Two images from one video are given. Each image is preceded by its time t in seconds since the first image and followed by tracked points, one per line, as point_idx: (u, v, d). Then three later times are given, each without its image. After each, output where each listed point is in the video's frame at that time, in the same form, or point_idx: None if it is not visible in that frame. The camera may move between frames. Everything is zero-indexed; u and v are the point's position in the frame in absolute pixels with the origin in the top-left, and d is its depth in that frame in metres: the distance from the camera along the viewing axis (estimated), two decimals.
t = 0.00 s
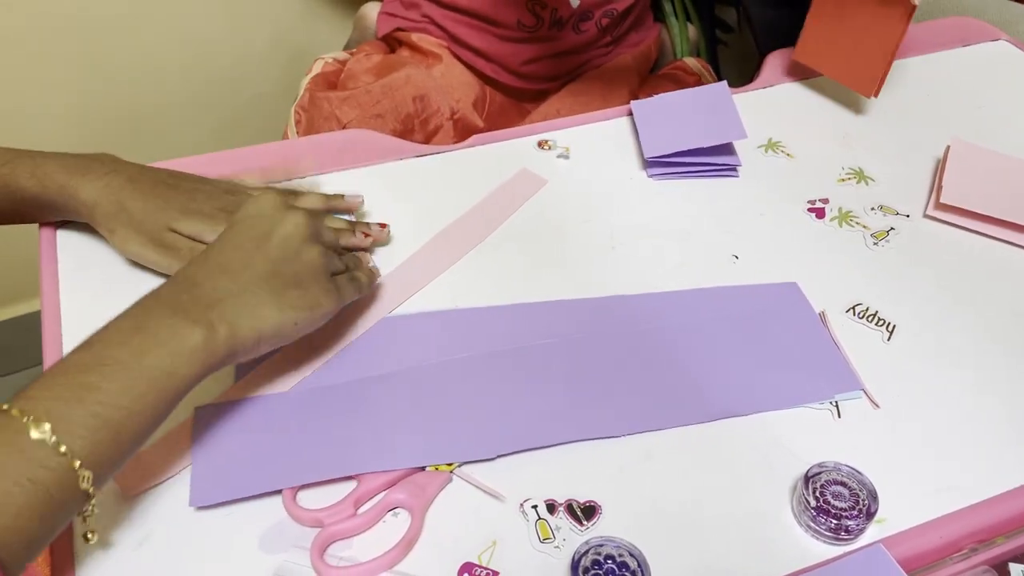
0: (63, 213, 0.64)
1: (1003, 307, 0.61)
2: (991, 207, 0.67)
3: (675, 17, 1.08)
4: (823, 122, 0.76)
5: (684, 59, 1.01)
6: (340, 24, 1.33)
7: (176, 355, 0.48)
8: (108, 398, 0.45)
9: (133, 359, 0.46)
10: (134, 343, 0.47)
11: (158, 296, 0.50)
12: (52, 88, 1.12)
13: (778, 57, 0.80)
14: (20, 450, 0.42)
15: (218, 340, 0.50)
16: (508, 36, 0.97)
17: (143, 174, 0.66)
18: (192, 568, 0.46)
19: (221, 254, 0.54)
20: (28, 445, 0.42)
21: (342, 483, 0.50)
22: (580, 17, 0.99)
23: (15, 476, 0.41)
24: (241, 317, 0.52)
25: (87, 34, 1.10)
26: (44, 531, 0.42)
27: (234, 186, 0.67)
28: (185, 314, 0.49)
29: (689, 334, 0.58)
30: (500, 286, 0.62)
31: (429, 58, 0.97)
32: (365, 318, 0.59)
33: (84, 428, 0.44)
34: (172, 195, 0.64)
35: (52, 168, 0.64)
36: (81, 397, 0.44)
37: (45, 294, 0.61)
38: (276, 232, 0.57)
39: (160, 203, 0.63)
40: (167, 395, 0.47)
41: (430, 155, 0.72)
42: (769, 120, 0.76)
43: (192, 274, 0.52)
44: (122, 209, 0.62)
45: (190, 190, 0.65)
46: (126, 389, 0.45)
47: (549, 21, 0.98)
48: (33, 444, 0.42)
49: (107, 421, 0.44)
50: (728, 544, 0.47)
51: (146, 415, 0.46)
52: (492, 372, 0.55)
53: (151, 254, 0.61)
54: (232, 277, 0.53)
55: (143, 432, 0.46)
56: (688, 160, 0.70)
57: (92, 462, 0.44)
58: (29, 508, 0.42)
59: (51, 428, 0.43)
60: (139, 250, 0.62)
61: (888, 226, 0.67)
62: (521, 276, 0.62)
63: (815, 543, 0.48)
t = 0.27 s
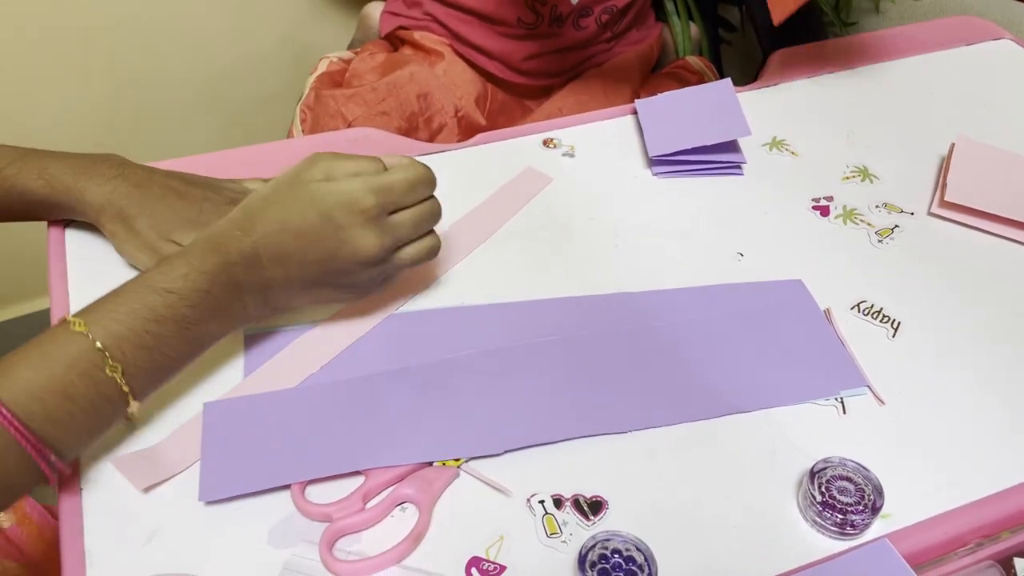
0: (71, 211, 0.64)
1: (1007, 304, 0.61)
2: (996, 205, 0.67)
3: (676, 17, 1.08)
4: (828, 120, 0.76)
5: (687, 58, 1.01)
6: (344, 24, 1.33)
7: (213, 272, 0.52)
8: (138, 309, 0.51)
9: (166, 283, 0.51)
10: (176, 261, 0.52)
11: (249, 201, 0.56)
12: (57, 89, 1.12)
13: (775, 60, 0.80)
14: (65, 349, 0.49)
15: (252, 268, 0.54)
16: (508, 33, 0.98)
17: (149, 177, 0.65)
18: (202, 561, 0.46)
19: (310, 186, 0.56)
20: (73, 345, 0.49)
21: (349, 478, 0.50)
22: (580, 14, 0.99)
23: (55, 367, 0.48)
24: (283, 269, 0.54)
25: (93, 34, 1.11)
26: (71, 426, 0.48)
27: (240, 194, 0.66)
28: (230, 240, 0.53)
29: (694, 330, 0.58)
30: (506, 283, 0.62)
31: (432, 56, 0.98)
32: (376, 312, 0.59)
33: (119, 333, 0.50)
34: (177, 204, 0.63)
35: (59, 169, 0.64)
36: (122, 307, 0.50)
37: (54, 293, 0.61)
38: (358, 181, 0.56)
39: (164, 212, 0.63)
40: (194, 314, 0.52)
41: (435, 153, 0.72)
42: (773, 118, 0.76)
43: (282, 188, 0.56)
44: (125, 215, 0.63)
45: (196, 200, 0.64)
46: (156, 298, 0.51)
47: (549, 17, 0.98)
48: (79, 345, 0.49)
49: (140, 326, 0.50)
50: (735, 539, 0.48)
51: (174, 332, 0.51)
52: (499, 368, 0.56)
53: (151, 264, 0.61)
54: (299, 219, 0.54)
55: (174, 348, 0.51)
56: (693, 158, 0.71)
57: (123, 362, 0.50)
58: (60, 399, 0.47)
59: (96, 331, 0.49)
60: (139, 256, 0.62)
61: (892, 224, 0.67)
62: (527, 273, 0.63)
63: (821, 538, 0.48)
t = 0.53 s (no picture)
0: (74, 209, 0.65)
1: (1006, 307, 0.62)
2: (994, 207, 0.67)
3: (677, 18, 1.08)
4: (827, 123, 0.76)
5: (688, 61, 1.02)
6: (346, 26, 1.34)
7: (243, 279, 0.56)
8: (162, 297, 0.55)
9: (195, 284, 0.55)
10: (208, 258, 0.57)
11: (284, 219, 0.57)
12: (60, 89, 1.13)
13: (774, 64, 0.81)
14: (94, 321, 0.54)
15: (278, 277, 0.58)
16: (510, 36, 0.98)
17: (156, 178, 0.66)
18: (205, 562, 0.47)
19: (340, 234, 0.58)
20: (100, 318, 0.54)
21: (351, 480, 0.50)
22: (582, 17, 1.00)
23: (80, 334, 0.53)
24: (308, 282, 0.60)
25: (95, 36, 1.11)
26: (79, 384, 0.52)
27: (244, 197, 0.66)
28: (261, 252, 0.57)
29: (694, 332, 0.59)
30: (507, 286, 0.62)
31: (434, 59, 0.98)
32: (378, 316, 0.60)
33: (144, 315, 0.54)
34: (183, 208, 0.64)
35: (67, 168, 0.65)
36: (153, 291, 0.55)
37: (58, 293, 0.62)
38: (388, 231, 0.59)
39: (169, 215, 0.63)
40: (221, 315, 0.57)
41: (436, 156, 0.73)
42: (773, 120, 0.76)
43: (315, 222, 0.58)
44: (130, 215, 0.63)
45: (201, 203, 0.64)
46: (186, 291, 0.55)
47: (552, 21, 0.99)
48: (104, 319, 0.54)
49: (165, 309, 0.55)
50: (734, 540, 0.48)
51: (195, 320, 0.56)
52: (499, 370, 0.56)
53: (153, 268, 0.62)
54: (330, 260, 0.58)
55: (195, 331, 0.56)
56: (693, 161, 0.71)
57: (145, 340, 0.54)
58: (75, 359, 0.52)
59: (124, 310, 0.54)
60: (140, 257, 0.62)
61: (891, 226, 0.67)
62: (528, 276, 0.63)
63: (820, 539, 0.48)
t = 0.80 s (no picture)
0: (73, 209, 0.65)
1: (1001, 311, 0.62)
2: (989, 211, 0.67)
3: (676, 22, 1.09)
4: (824, 127, 0.76)
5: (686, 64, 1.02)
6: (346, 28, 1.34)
7: (231, 279, 0.57)
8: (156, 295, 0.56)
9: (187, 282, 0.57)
10: (202, 260, 0.58)
11: (268, 218, 0.58)
12: (61, 91, 1.13)
13: (774, 66, 0.81)
14: (89, 317, 0.55)
15: (266, 276, 0.58)
16: (508, 40, 0.98)
17: (156, 180, 0.66)
18: (200, 566, 0.47)
19: (322, 233, 0.58)
20: (94, 315, 0.55)
21: (346, 484, 0.51)
22: (580, 20, 0.99)
23: (74, 330, 0.54)
24: (300, 284, 0.60)
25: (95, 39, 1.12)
26: (71, 380, 0.52)
27: (243, 199, 0.66)
28: (250, 252, 0.57)
29: (689, 336, 0.59)
30: (503, 290, 0.62)
31: (432, 62, 0.98)
32: (375, 320, 0.60)
33: (137, 311, 0.55)
34: (182, 209, 0.64)
35: (67, 169, 0.65)
36: (146, 291, 0.56)
37: (55, 294, 0.62)
38: (373, 230, 0.58)
39: (167, 217, 0.64)
40: (212, 316, 0.57)
41: (433, 159, 0.73)
42: (769, 124, 0.76)
43: (295, 222, 0.58)
44: (128, 214, 0.64)
45: (199, 204, 0.65)
46: (178, 289, 0.56)
47: (549, 25, 0.98)
48: (102, 316, 0.55)
49: (157, 306, 0.55)
50: (728, 544, 0.48)
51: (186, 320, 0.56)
52: (495, 374, 0.56)
53: (150, 267, 0.63)
54: (316, 258, 0.58)
55: (187, 332, 0.56)
56: (689, 165, 0.71)
57: (139, 338, 0.55)
58: (69, 354, 0.53)
59: (119, 306, 0.55)
60: (138, 255, 0.63)
61: (887, 230, 0.67)
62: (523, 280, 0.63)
63: (814, 543, 0.48)
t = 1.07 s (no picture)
0: (73, 202, 0.65)
1: (999, 310, 0.62)
2: (987, 210, 0.67)
3: (674, 22, 1.08)
4: (822, 127, 0.76)
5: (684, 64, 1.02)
6: (345, 29, 1.34)
7: (233, 292, 0.57)
8: (157, 309, 0.56)
9: (187, 294, 0.56)
10: (203, 274, 0.58)
11: (267, 234, 0.56)
12: (59, 93, 1.13)
13: (774, 64, 0.81)
14: (90, 330, 0.54)
15: (266, 290, 0.58)
16: (506, 37, 0.99)
17: (160, 171, 0.66)
18: (197, 565, 0.47)
19: (322, 255, 0.57)
20: (94, 329, 0.54)
21: (343, 484, 0.51)
22: (578, 18, 0.99)
23: (75, 344, 0.53)
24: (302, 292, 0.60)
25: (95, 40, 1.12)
26: (73, 394, 0.52)
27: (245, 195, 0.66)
28: (250, 263, 0.57)
29: (687, 336, 0.59)
30: (502, 290, 0.62)
31: (430, 62, 0.98)
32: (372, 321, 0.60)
33: (138, 326, 0.55)
34: (183, 198, 0.65)
35: (71, 155, 0.66)
36: (145, 304, 0.56)
37: (53, 291, 0.62)
38: (376, 251, 0.58)
39: (169, 204, 0.64)
40: (214, 326, 0.57)
41: (430, 159, 0.73)
42: (767, 124, 0.76)
43: (293, 243, 0.56)
44: (131, 205, 0.64)
45: (201, 195, 0.65)
46: (180, 304, 0.56)
47: (546, 22, 0.98)
48: (102, 330, 0.55)
49: (158, 321, 0.55)
50: (725, 543, 0.48)
51: (188, 333, 0.56)
52: (492, 374, 0.56)
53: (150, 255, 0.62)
54: (318, 275, 0.58)
55: (189, 342, 0.56)
56: (687, 164, 0.71)
57: (141, 352, 0.55)
58: (72, 366, 0.53)
59: (120, 323, 0.55)
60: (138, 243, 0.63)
61: (885, 229, 0.67)
62: (521, 279, 0.63)
63: (811, 542, 0.48)
